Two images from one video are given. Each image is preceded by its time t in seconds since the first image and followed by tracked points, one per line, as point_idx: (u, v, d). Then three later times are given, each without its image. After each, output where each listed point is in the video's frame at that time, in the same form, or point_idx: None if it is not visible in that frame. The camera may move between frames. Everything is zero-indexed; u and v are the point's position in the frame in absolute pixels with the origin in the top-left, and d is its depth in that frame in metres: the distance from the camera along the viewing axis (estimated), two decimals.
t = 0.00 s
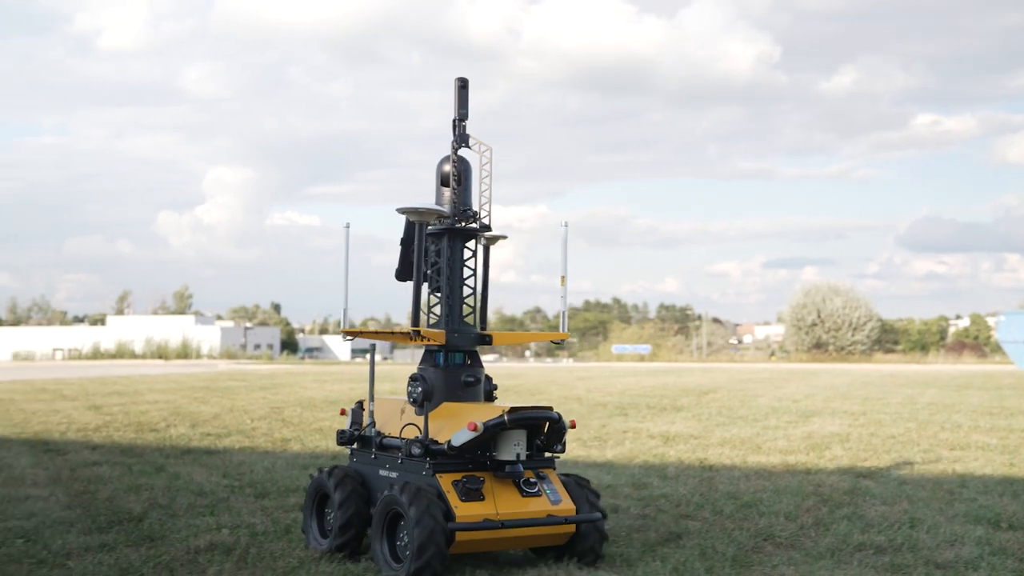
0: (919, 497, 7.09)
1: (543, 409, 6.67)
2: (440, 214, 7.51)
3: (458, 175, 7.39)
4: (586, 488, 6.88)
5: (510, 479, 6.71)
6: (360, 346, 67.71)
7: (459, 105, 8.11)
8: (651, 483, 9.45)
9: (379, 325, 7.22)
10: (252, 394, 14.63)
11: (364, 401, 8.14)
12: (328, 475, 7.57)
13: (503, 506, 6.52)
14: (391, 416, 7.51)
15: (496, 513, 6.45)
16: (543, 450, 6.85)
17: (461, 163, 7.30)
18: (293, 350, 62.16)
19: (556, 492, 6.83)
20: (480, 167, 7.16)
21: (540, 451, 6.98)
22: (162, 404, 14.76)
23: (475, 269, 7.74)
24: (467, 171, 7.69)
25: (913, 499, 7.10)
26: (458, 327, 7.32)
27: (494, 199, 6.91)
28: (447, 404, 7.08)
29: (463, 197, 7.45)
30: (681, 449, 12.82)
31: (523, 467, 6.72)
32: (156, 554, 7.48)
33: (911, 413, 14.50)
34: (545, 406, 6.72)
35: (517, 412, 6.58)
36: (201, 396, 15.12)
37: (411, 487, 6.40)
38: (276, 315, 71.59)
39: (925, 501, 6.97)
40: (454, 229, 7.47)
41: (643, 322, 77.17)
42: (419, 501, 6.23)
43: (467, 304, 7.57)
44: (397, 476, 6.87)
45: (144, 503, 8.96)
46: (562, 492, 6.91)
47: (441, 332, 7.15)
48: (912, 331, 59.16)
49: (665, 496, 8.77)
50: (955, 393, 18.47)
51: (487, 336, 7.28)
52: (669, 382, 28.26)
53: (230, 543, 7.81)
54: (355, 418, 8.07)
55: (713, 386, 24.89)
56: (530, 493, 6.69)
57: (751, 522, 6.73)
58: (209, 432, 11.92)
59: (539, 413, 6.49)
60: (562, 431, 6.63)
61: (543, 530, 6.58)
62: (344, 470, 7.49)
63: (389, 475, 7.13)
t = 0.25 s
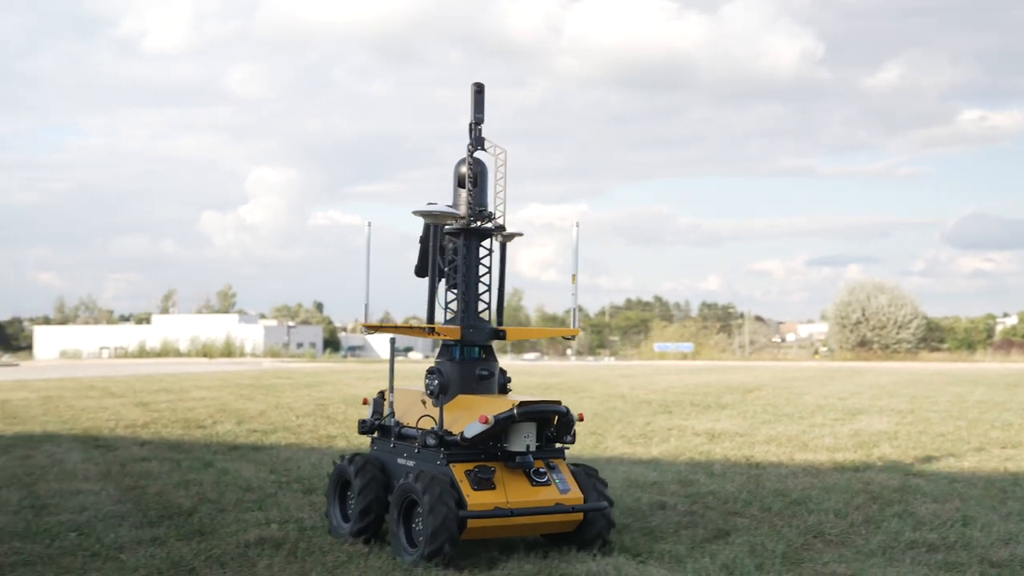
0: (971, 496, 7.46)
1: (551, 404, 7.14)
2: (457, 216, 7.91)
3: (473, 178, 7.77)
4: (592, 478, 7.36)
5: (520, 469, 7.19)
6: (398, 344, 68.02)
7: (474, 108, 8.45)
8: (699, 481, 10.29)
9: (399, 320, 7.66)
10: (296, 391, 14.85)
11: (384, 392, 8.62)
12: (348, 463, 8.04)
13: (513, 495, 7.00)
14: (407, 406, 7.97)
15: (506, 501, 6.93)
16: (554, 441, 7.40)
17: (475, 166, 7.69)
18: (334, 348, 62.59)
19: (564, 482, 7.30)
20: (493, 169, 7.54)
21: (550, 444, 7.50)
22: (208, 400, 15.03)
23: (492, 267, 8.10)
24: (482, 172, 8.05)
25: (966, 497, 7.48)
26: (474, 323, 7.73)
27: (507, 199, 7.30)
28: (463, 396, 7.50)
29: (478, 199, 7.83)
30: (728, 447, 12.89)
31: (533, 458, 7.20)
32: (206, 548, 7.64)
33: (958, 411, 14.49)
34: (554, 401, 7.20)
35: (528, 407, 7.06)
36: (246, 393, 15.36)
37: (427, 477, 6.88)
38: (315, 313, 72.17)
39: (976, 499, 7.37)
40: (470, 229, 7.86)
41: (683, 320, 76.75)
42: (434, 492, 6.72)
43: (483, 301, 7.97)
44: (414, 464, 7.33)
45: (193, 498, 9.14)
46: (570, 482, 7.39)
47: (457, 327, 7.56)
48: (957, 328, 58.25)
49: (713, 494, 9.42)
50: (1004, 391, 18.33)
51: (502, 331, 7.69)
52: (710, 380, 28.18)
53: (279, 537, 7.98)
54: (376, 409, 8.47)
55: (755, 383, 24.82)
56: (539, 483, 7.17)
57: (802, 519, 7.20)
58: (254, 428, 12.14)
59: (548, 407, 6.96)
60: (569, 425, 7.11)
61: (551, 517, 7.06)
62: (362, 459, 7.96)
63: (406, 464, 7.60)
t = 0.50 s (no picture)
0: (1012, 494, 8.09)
1: (552, 394, 7.69)
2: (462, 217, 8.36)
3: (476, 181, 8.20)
4: (595, 465, 7.89)
5: (526, 456, 7.75)
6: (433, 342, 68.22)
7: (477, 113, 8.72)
8: (740, 478, 10.69)
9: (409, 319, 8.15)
10: (335, 388, 15.03)
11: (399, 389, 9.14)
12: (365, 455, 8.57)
13: (519, 481, 7.56)
14: (418, 402, 8.50)
15: (511, 486, 7.49)
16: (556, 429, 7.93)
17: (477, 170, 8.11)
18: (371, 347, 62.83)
19: (568, 468, 7.85)
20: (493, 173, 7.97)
21: (553, 432, 8.03)
22: (248, 397, 15.24)
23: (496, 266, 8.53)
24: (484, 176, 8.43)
25: (1007, 495, 8.12)
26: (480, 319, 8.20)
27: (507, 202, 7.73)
28: (469, 390, 8.00)
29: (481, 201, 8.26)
30: (769, 444, 12.89)
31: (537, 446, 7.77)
32: (251, 542, 7.78)
33: (1000, 408, 14.44)
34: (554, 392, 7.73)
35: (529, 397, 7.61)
36: (285, 390, 15.55)
37: (437, 467, 7.43)
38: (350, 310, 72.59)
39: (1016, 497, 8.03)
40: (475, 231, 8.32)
41: (719, 318, 76.27)
42: (443, 482, 7.28)
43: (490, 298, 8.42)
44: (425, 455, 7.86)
45: (236, 493, 9.31)
46: (574, 468, 7.93)
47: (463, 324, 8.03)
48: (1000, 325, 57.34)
49: (755, 490, 9.97)
50: None
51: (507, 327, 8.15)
52: (747, 377, 28.09)
53: (322, 532, 8.14)
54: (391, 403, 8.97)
55: (794, 381, 24.76)
56: (544, 469, 7.72)
57: (849, 516, 7.91)
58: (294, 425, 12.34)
59: (548, 398, 7.53)
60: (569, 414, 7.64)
61: (556, 501, 7.61)
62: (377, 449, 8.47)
63: (419, 454, 8.12)
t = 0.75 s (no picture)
0: None
1: (554, 385, 8.20)
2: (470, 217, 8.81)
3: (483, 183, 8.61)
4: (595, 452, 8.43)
5: (529, 442, 8.27)
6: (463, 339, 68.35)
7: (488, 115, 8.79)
8: (776, 472, 10.74)
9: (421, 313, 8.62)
10: (368, 384, 15.19)
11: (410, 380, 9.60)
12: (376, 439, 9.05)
13: (522, 465, 8.08)
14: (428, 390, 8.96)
15: (515, 471, 8.02)
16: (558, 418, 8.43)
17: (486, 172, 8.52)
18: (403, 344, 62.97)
19: (569, 454, 8.40)
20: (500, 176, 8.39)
21: (555, 421, 8.55)
22: (282, 392, 15.39)
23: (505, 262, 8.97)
24: (495, 177, 8.79)
25: None
26: (488, 313, 8.71)
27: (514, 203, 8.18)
28: (477, 379, 8.50)
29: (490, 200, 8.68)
30: (804, 438, 12.86)
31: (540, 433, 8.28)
32: (288, 533, 7.89)
33: None
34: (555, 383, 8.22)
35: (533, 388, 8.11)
36: (319, 385, 15.68)
37: (446, 453, 7.94)
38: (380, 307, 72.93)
39: None
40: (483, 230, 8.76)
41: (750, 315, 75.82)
42: (451, 467, 7.79)
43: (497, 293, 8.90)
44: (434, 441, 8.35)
45: (272, 485, 9.43)
46: (575, 455, 8.47)
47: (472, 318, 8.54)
48: None
49: (790, 484, 10.04)
50: None
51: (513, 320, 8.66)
52: (779, 373, 28.00)
53: (357, 523, 8.26)
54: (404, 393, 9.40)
55: (826, 376, 24.64)
56: (546, 456, 8.23)
57: (886, 511, 8.11)
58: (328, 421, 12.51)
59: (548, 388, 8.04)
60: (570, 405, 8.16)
61: (557, 486, 8.13)
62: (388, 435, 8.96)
63: (427, 440, 8.62)
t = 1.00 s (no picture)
0: None
1: (551, 373, 8.63)
2: (470, 217, 9.20)
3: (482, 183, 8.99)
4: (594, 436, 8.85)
5: (529, 428, 8.71)
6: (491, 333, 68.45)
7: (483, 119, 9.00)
8: (808, 466, 10.70)
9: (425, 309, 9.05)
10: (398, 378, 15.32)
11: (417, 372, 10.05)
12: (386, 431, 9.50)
13: (522, 451, 8.51)
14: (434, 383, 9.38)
15: (515, 456, 8.46)
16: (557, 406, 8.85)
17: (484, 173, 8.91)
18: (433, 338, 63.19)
19: (568, 439, 8.83)
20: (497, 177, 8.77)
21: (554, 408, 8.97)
22: (314, 386, 15.56)
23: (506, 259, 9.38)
24: (492, 179, 9.17)
25: None
26: (489, 307, 9.13)
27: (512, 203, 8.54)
28: (479, 371, 8.93)
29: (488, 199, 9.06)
30: (836, 432, 12.79)
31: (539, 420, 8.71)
32: (321, 526, 8.00)
33: None
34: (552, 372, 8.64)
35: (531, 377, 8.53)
36: (350, 379, 15.83)
37: (449, 440, 8.40)
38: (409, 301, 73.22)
39: None
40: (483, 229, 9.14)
41: (780, 309, 75.24)
42: (455, 453, 8.26)
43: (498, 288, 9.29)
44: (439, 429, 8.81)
45: (304, 478, 9.55)
46: (574, 440, 8.88)
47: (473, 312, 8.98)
48: None
49: (823, 478, 10.00)
50: None
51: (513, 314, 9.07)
52: (811, 367, 27.83)
53: (389, 516, 8.37)
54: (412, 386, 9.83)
55: (859, 371, 24.46)
56: (545, 442, 8.66)
57: (919, 505, 8.07)
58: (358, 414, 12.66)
59: (545, 375, 8.47)
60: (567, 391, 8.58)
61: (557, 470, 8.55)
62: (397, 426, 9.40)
63: (433, 429, 9.07)
